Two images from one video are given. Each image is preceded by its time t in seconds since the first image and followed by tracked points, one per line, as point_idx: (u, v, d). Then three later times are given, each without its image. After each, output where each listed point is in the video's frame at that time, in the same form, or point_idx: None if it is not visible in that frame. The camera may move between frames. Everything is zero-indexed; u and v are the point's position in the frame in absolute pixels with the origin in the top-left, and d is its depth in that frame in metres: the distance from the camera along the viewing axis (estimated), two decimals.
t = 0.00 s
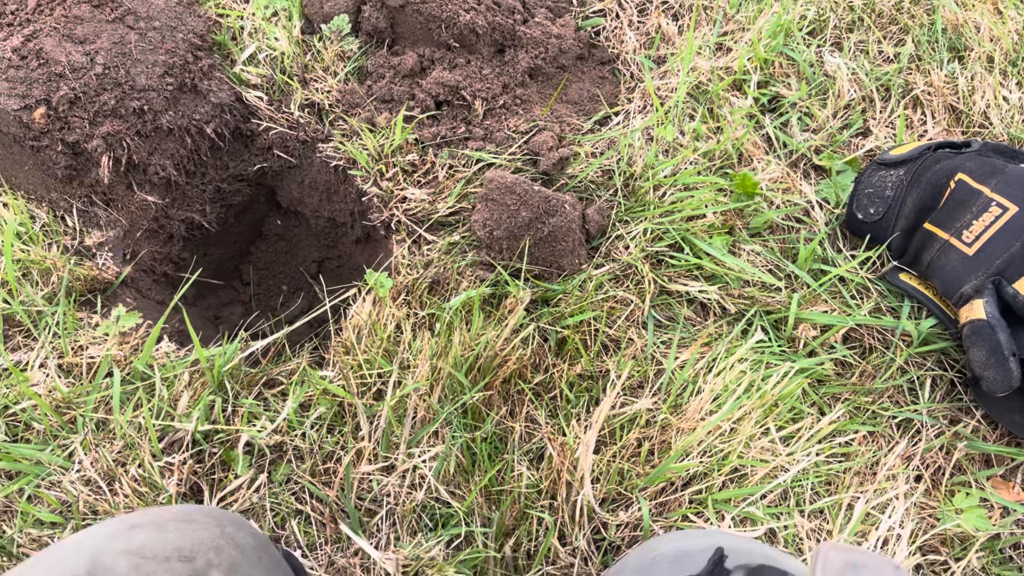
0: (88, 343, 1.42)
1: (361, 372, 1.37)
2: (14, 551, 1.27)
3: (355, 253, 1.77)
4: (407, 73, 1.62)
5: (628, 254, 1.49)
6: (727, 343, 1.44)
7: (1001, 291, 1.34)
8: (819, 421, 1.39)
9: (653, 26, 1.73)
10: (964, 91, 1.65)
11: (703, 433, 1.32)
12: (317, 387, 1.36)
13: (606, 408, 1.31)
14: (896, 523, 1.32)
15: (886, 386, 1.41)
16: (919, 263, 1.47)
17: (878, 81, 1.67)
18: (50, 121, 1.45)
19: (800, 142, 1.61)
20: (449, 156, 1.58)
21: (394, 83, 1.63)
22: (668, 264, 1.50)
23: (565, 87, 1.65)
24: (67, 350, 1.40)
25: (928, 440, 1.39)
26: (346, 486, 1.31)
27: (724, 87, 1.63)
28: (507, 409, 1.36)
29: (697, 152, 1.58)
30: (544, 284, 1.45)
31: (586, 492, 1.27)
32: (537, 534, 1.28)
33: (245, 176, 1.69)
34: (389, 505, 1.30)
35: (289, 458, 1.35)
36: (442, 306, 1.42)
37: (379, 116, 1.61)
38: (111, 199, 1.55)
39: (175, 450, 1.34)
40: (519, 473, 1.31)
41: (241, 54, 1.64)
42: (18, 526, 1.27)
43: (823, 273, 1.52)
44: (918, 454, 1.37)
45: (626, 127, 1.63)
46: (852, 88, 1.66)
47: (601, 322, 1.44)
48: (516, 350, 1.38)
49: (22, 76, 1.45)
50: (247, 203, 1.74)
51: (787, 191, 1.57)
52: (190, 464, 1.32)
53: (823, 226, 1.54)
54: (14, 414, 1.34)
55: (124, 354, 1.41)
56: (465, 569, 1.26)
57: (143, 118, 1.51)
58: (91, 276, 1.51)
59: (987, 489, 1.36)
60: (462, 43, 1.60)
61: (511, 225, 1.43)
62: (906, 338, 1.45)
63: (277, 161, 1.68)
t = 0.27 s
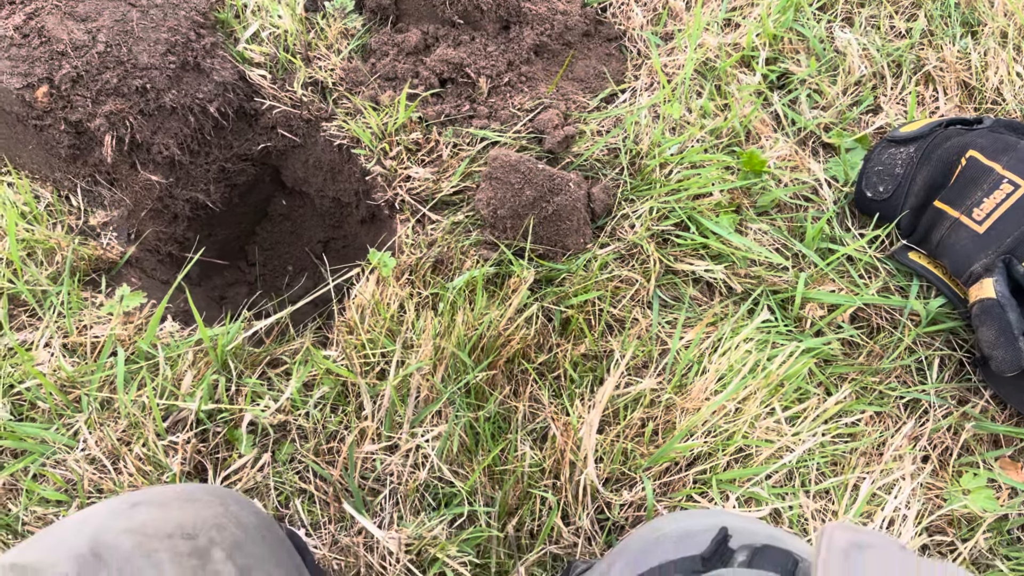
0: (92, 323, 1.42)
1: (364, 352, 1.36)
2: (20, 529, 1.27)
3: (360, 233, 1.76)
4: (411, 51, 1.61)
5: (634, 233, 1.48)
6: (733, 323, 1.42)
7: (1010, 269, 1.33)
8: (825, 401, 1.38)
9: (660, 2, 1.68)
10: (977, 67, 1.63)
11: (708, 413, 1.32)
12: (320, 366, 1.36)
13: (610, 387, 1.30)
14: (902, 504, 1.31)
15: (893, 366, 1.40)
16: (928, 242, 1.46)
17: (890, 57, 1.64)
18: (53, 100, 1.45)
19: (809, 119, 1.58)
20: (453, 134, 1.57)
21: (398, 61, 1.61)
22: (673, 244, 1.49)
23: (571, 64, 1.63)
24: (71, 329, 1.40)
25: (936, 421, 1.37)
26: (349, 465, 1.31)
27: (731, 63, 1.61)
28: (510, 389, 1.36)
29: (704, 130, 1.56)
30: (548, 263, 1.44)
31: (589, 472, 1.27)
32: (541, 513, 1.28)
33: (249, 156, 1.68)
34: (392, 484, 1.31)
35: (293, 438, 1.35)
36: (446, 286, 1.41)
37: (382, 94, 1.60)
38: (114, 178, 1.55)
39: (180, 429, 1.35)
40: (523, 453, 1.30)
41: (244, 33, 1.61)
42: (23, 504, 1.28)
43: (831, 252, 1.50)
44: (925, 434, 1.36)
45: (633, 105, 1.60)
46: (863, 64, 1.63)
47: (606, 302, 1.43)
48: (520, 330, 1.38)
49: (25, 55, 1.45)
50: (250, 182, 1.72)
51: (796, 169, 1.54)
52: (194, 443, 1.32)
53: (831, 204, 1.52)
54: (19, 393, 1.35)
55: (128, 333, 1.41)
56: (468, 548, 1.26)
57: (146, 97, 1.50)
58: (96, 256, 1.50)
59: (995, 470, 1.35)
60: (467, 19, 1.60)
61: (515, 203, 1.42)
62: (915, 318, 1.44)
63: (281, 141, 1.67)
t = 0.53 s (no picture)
0: (91, 310, 1.43)
1: (361, 339, 1.37)
2: (21, 515, 1.28)
3: (358, 219, 1.76)
4: (409, 36, 1.60)
5: (631, 220, 1.48)
6: (730, 310, 1.42)
7: (1007, 256, 1.32)
8: (821, 388, 1.38)
9: None
10: (977, 52, 1.62)
11: (704, 399, 1.32)
12: (318, 353, 1.37)
13: (605, 374, 1.31)
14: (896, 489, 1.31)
15: (890, 352, 1.40)
16: (925, 229, 1.45)
17: (889, 42, 1.63)
18: (50, 87, 1.46)
19: (807, 105, 1.58)
20: (451, 121, 1.57)
21: (395, 47, 1.61)
22: (671, 230, 1.49)
23: (569, 49, 1.62)
24: (70, 316, 1.41)
25: (931, 407, 1.38)
26: (347, 451, 1.32)
27: (730, 48, 1.60)
28: (507, 375, 1.37)
29: (702, 115, 1.55)
30: (545, 250, 1.44)
31: (585, 458, 1.28)
32: (537, 499, 1.29)
33: (247, 142, 1.68)
34: (389, 470, 1.31)
35: (292, 424, 1.36)
36: (443, 273, 1.42)
37: (380, 80, 1.60)
38: (113, 165, 1.54)
39: (179, 415, 1.36)
40: (519, 440, 1.32)
41: (242, 18, 1.62)
42: (23, 490, 1.29)
43: (828, 238, 1.50)
44: (921, 421, 1.37)
45: (632, 89, 1.59)
46: (862, 48, 1.63)
47: (602, 288, 1.43)
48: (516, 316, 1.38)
49: (21, 42, 1.46)
50: (249, 169, 1.73)
51: (795, 155, 1.54)
52: (193, 429, 1.33)
53: (828, 190, 1.51)
54: (19, 379, 1.36)
55: (127, 320, 1.41)
56: (464, 534, 1.27)
57: (143, 84, 1.50)
58: (94, 243, 1.50)
59: (991, 456, 1.35)
60: (464, 4, 1.60)
61: (513, 189, 1.42)
62: (911, 304, 1.44)
63: (279, 127, 1.67)
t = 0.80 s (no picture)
0: (101, 310, 1.44)
1: (370, 340, 1.38)
2: (33, 513, 1.30)
3: (367, 219, 1.79)
4: (417, 38, 1.61)
5: (638, 222, 1.48)
6: (736, 313, 1.43)
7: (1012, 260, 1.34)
8: (825, 391, 1.39)
9: None
10: (985, 55, 1.62)
11: (710, 402, 1.33)
12: (326, 354, 1.38)
13: (611, 377, 1.31)
14: (900, 493, 1.32)
15: (895, 356, 1.40)
16: (932, 233, 1.46)
17: (897, 45, 1.63)
18: (61, 88, 1.46)
19: (815, 108, 1.58)
20: (459, 122, 1.57)
21: (404, 48, 1.61)
22: (678, 233, 1.49)
23: (576, 51, 1.63)
24: (81, 316, 1.42)
25: (937, 410, 1.38)
26: (355, 452, 1.33)
27: (737, 51, 1.61)
28: (514, 377, 1.37)
29: (709, 118, 1.55)
30: (552, 253, 1.44)
31: (591, 460, 1.29)
32: (544, 500, 1.30)
33: (256, 142, 1.69)
34: (397, 471, 1.33)
35: (300, 424, 1.37)
36: (450, 275, 1.42)
37: (388, 82, 1.60)
38: (122, 165, 1.55)
39: (188, 415, 1.37)
40: (526, 441, 1.32)
41: (251, 19, 1.63)
42: (35, 489, 1.30)
43: (834, 241, 1.51)
44: (926, 424, 1.37)
45: (639, 91, 1.60)
46: (870, 51, 1.63)
47: (609, 291, 1.44)
48: (524, 319, 1.39)
49: (32, 43, 1.46)
50: (258, 169, 1.74)
51: (802, 158, 1.55)
52: (203, 430, 1.34)
53: (835, 194, 1.51)
54: (31, 379, 1.37)
55: (137, 320, 1.42)
56: (471, 535, 1.28)
57: (153, 85, 1.51)
58: (105, 243, 1.51)
59: (994, 460, 1.36)
60: (472, 6, 1.60)
61: (520, 193, 1.42)
62: (917, 308, 1.44)
63: (288, 127, 1.68)
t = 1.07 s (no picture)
0: (107, 302, 1.44)
1: (377, 335, 1.37)
2: (38, 506, 1.29)
3: (372, 214, 1.77)
4: (426, 31, 1.59)
5: (647, 219, 1.47)
6: (745, 311, 1.42)
7: None
8: (835, 390, 1.38)
9: None
10: (998, 53, 1.61)
11: (719, 400, 1.32)
12: (333, 348, 1.37)
13: (620, 374, 1.31)
14: (910, 493, 1.32)
15: (905, 355, 1.39)
16: (943, 231, 1.45)
17: (908, 42, 1.62)
18: (68, 79, 1.45)
19: (825, 105, 1.57)
20: (467, 117, 1.56)
21: (412, 41, 1.60)
22: (687, 230, 1.48)
23: (586, 45, 1.61)
24: (86, 309, 1.41)
25: (946, 410, 1.37)
26: (362, 447, 1.33)
27: (748, 47, 1.60)
28: (522, 373, 1.37)
29: (720, 115, 1.55)
30: (561, 249, 1.44)
31: (598, 458, 1.28)
32: (551, 497, 1.29)
33: (262, 135, 1.68)
34: (404, 466, 1.32)
35: (306, 419, 1.36)
36: (458, 270, 1.41)
37: (396, 75, 1.59)
38: (129, 157, 1.55)
39: (195, 409, 1.36)
40: (533, 438, 1.32)
41: (258, 11, 1.62)
42: (41, 482, 1.30)
43: (844, 239, 1.50)
44: (935, 424, 1.36)
45: (649, 87, 1.59)
46: (882, 48, 1.61)
47: (617, 287, 1.43)
48: (532, 315, 1.38)
49: (39, 33, 1.44)
50: (265, 162, 1.73)
51: (811, 155, 1.54)
52: (209, 424, 1.34)
53: (846, 191, 1.51)
54: (36, 371, 1.36)
55: (143, 313, 1.42)
56: (478, 532, 1.27)
57: (160, 77, 1.50)
58: (111, 235, 1.51)
59: (1005, 460, 1.35)
60: None
61: (529, 188, 1.42)
62: (927, 307, 1.43)
63: (295, 120, 1.67)
